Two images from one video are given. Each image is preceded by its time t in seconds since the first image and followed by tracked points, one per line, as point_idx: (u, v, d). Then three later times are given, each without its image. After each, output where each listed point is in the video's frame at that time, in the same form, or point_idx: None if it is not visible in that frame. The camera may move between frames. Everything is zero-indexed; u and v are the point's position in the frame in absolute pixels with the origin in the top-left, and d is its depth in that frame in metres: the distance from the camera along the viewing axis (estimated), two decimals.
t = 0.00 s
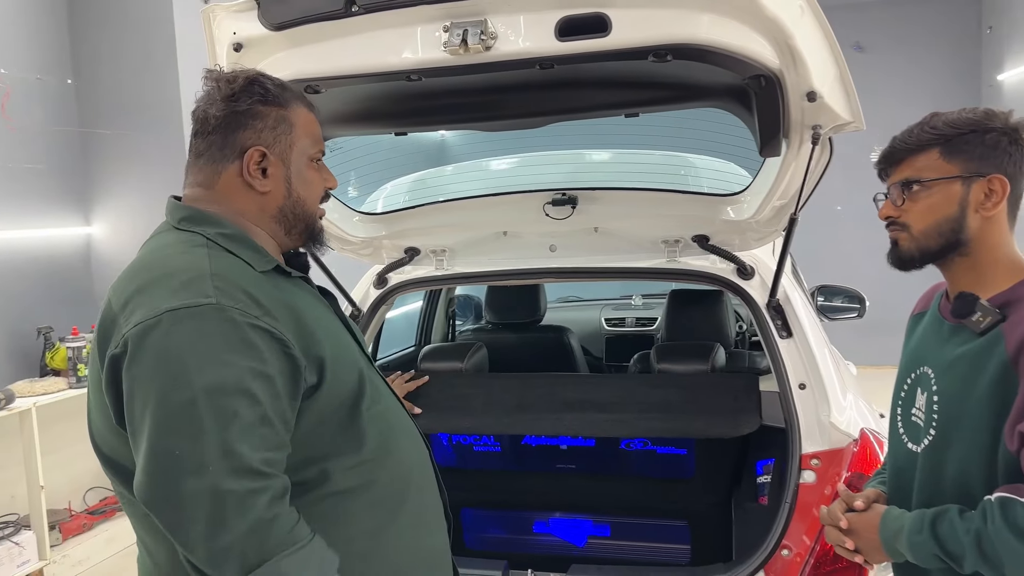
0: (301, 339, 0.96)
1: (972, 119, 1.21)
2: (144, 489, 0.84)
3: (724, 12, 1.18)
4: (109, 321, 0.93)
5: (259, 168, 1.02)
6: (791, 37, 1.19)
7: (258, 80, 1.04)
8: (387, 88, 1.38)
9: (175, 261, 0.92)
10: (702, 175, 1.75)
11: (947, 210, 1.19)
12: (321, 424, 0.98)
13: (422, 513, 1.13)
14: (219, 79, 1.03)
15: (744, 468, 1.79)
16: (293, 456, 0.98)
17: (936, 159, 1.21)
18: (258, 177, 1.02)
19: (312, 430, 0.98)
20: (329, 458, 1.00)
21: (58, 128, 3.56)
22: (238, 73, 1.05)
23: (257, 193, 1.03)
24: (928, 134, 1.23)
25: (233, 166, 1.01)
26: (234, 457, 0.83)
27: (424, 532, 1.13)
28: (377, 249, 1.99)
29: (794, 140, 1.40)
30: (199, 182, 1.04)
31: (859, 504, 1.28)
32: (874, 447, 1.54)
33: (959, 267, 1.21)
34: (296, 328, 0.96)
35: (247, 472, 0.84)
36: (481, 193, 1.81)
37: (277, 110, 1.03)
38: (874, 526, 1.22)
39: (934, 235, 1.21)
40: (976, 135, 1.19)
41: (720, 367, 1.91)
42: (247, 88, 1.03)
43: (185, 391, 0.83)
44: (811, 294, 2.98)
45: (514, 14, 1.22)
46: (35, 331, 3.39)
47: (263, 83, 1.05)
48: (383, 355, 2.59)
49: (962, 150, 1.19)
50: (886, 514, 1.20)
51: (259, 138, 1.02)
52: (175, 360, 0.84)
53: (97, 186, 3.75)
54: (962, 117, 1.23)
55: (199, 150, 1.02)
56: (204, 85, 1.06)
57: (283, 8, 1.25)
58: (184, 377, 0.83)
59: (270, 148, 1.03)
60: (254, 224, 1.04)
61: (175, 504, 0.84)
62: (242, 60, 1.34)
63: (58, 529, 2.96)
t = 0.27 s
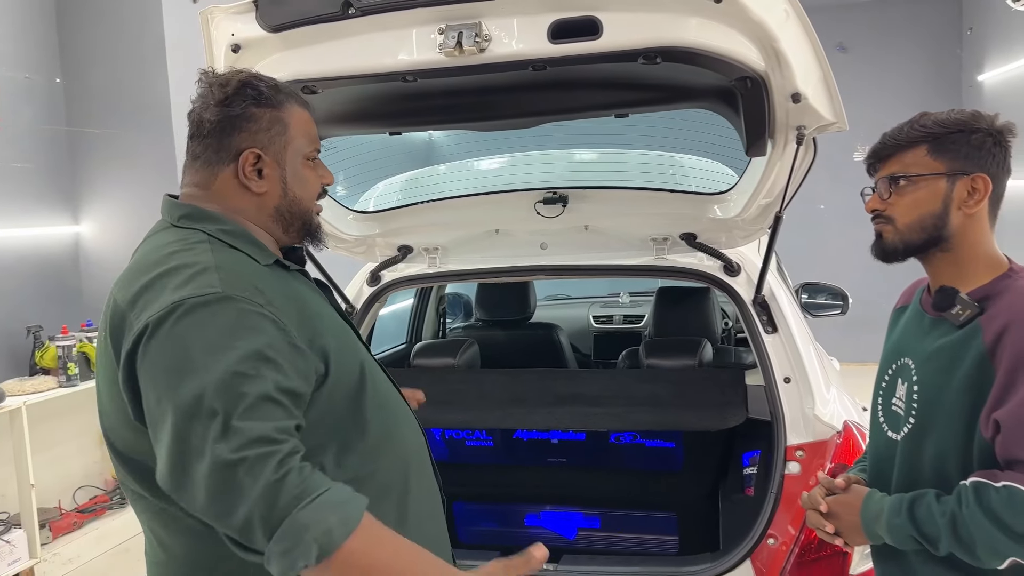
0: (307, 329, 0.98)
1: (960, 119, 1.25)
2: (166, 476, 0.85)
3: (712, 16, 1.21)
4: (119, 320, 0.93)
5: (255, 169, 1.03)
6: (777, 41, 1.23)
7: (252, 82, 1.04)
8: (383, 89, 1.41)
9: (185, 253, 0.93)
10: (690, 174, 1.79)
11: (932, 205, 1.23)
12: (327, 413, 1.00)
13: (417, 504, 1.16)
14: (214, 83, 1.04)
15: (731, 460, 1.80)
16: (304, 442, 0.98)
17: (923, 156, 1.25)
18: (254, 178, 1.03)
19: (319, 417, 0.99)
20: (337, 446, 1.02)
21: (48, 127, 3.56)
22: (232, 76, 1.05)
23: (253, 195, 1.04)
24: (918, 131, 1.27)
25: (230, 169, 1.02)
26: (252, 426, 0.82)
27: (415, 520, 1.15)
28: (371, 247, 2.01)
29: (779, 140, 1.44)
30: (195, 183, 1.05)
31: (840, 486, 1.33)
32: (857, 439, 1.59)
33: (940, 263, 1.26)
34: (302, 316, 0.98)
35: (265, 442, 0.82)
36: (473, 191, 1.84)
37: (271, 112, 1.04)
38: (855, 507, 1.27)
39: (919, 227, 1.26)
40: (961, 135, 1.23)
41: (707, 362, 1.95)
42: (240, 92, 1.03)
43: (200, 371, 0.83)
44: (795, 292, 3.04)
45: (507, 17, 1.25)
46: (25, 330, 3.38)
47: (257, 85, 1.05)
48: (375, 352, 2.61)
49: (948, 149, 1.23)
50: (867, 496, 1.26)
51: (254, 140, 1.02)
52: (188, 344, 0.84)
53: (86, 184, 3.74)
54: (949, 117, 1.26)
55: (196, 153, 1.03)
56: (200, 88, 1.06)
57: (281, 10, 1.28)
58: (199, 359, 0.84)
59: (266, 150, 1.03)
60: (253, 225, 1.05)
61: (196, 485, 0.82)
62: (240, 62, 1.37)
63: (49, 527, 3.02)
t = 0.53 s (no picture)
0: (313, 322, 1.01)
1: (935, 119, 1.28)
2: (186, 467, 0.86)
3: (696, 18, 1.25)
4: (127, 313, 0.94)
5: (239, 162, 1.04)
6: (760, 42, 1.27)
7: (229, 77, 1.05)
8: (375, 88, 1.43)
9: (195, 249, 0.95)
10: (676, 173, 1.83)
11: (909, 202, 1.27)
12: (332, 403, 1.03)
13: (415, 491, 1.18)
14: (191, 79, 1.04)
15: (716, 452, 1.84)
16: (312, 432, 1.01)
17: (901, 155, 1.29)
18: (239, 171, 1.04)
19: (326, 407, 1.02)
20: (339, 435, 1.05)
21: (37, 125, 3.55)
22: (209, 72, 1.06)
23: (240, 187, 1.05)
24: (895, 131, 1.31)
25: (215, 163, 1.03)
26: (276, 420, 0.86)
27: (412, 507, 1.17)
28: (362, 244, 2.02)
29: (762, 140, 1.48)
30: (183, 180, 1.06)
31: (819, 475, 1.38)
32: (839, 431, 1.62)
33: (916, 257, 1.30)
34: (309, 310, 1.01)
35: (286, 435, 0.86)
36: (463, 189, 1.87)
37: (250, 105, 1.04)
38: (833, 495, 1.33)
39: (896, 224, 1.30)
40: (938, 134, 1.27)
41: (693, 357, 1.99)
42: (218, 87, 1.03)
43: (221, 366, 0.86)
44: (780, 289, 3.08)
45: (497, 19, 1.28)
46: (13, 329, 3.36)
47: (235, 79, 1.05)
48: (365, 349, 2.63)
49: (925, 148, 1.27)
50: (845, 485, 1.31)
51: (236, 133, 1.03)
52: (206, 339, 0.86)
53: (75, 182, 3.73)
54: (926, 117, 1.30)
55: (181, 149, 1.04)
56: (177, 86, 1.06)
57: (276, 11, 1.31)
58: (219, 353, 0.86)
59: (248, 142, 1.04)
60: (242, 217, 1.06)
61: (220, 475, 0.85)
62: (234, 62, 1.39)
63: (38, 525, 2.99)
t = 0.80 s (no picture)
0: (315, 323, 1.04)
1: (907, 122, 1.32)
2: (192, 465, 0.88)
3: (676, 23, 1.28)
4: (132, 306, 0.94)
5: (250, 169, 1.06)
6: (739, 46, 1.31)
7: (251, 86, 1.07)
8: (365, 90, 1.46)
9: (204, 249, 0.97)
10: (661, 174, 1.87)
11: (884, 202, 1.31)
12: (326, 401, 1.07)
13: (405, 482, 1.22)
14: (213, 84, 1.05)
15: (699, 446, 1.91)
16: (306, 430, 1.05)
17: (875, 157, 1.33)
18: (250, 178, 1.06)
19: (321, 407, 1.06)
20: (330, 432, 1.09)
21: (26, 124, 3.54)
22: (232, 79, 1.07)
23: (249, 194, 1.07)
24: (869, 134, 1.35)
25: (227, 168, 1.05)
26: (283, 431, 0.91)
27: (402, 500, 1.20)
28: (352, 243, 2.05)
29: (742, 141, 1.51)
30: (191, 180, 1.06)
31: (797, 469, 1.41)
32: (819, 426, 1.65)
33: (891, 256, 1.34)
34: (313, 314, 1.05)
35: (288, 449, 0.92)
36: (451, 190, 1.90)
37: (269, 116, 1.06)
38: (810, 487, 1.36)
39: (872, 224, 1.33)
40: (910, 136, 1.31)
41: (677, 354, 2.03)
42: (241, 95, 1.05)
43: (234, 372, 0.89)
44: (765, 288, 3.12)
45: (483, 22, 1.31)
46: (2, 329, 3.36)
47: (255, 88, 1.07)
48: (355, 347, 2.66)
49: (899, 150, 1.31)
50: (822, 477, 1.35)
51: (252, 142, 1.05)
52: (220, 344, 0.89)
53: (64, 180, 3.72)
54: (898, 120, 1.34)
55: (193, 150, 1.05)
56: (195, 88, 1.07)
57: (267, 14, 1.33)
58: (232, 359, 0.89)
59: (263, 151, 1.06)
60: (248, 223, 1.08)
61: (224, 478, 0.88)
62: (224, 64, 1.41)
63: (29, 525, 3.00)
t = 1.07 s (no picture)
0: (300, 324, 1.06)
1: (877, 128, 1.37)
2: (177, 461, 0.91)
3: (654, 32, 1.32)
4: (121, 308, 0.98)
5: (230, 172, 1.08)
6: (715, 54, 1.35)
7: (226, 89, 1.08)
8: (352, 95, 1.50)
9: (189, 254, 0.99)
10: (643, 177, 1.93)
11: (855, 206, 1.35)
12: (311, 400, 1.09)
13: (393, 479, 1.25)
14: (189, 89, 1.07)
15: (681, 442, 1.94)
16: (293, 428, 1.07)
17: (846, 163, 1.37)
18: (229, 180, 1.08)
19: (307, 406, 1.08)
20: (317, 432, 1.11)
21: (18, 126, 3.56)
22: (207, 83, 1.08)
23: (229, 196, 1.09)
24: (839, 141, 1.39)
25: (206, 172, 1.07)
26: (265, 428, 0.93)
27: (386, 494, 1.22)
28: (341, 245, 2.08)
29: (720, 146, 1.56)
30: (176, 184, 1.10)
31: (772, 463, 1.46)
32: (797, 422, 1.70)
33: (863, 258, 1.38)
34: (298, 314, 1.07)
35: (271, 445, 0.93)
36: (440, 193, 1.94)
37: (244, 118, 1.07)
38: (783, 481, 1.41)
39: (844, 226, 1.38)
40: (879, 142, 1.35)
41: (659, 353, 2.08)
42: (215, 98, 1.06)
43: (216, 372, 0.91)
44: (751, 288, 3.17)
45: (467, 31, 1.35)
46: None
47: (231, 91, 1.08)
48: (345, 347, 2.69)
49: (869, 155, 1.35)
50: (795, 471, 1.39)
51: (228, 145, 1.07)
52: (201, 345, 0.91)
53: (56, 182, 3.74)
54: (867, 126, 1.39)
55: (175, 155, 1.08)
56: (176, 95, 1.10)
57: (257, 21, 1.37)
58: (215, 359, 0.91)
59: (240, 153, 1.08)
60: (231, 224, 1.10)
61: (207, 472, 0.90)
62: (215, 70, 1.44)
63: (22, 523, 3.03)
